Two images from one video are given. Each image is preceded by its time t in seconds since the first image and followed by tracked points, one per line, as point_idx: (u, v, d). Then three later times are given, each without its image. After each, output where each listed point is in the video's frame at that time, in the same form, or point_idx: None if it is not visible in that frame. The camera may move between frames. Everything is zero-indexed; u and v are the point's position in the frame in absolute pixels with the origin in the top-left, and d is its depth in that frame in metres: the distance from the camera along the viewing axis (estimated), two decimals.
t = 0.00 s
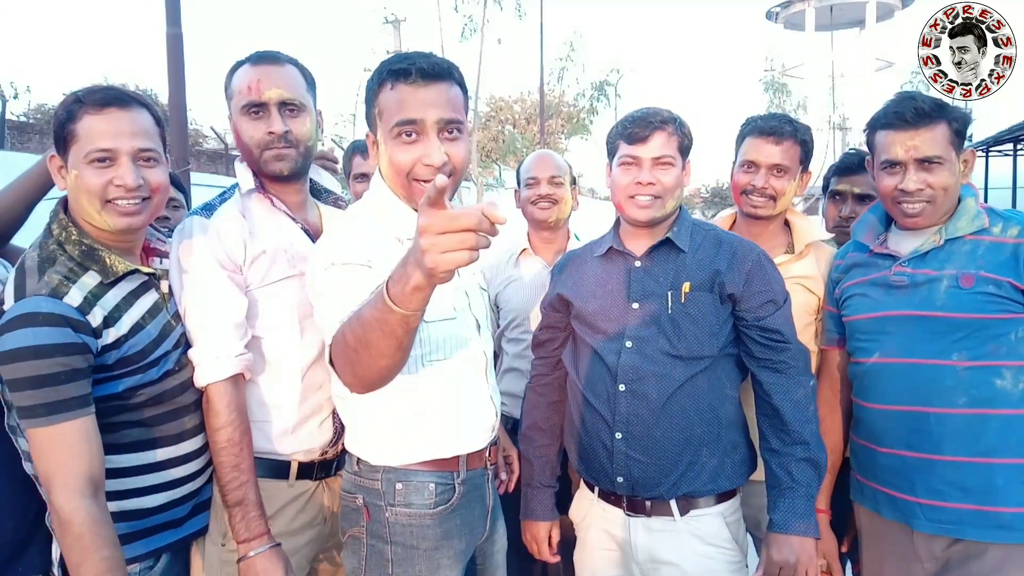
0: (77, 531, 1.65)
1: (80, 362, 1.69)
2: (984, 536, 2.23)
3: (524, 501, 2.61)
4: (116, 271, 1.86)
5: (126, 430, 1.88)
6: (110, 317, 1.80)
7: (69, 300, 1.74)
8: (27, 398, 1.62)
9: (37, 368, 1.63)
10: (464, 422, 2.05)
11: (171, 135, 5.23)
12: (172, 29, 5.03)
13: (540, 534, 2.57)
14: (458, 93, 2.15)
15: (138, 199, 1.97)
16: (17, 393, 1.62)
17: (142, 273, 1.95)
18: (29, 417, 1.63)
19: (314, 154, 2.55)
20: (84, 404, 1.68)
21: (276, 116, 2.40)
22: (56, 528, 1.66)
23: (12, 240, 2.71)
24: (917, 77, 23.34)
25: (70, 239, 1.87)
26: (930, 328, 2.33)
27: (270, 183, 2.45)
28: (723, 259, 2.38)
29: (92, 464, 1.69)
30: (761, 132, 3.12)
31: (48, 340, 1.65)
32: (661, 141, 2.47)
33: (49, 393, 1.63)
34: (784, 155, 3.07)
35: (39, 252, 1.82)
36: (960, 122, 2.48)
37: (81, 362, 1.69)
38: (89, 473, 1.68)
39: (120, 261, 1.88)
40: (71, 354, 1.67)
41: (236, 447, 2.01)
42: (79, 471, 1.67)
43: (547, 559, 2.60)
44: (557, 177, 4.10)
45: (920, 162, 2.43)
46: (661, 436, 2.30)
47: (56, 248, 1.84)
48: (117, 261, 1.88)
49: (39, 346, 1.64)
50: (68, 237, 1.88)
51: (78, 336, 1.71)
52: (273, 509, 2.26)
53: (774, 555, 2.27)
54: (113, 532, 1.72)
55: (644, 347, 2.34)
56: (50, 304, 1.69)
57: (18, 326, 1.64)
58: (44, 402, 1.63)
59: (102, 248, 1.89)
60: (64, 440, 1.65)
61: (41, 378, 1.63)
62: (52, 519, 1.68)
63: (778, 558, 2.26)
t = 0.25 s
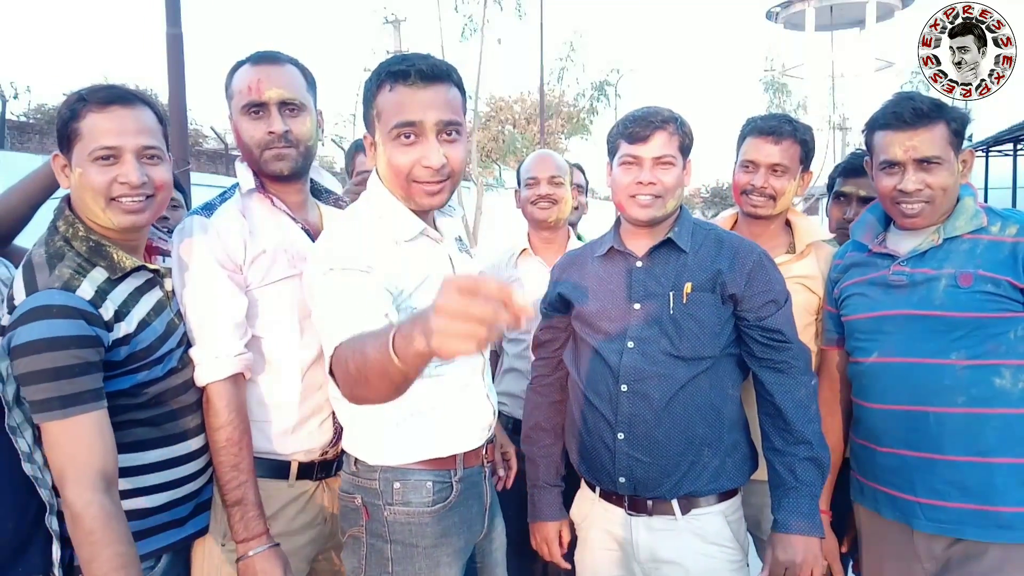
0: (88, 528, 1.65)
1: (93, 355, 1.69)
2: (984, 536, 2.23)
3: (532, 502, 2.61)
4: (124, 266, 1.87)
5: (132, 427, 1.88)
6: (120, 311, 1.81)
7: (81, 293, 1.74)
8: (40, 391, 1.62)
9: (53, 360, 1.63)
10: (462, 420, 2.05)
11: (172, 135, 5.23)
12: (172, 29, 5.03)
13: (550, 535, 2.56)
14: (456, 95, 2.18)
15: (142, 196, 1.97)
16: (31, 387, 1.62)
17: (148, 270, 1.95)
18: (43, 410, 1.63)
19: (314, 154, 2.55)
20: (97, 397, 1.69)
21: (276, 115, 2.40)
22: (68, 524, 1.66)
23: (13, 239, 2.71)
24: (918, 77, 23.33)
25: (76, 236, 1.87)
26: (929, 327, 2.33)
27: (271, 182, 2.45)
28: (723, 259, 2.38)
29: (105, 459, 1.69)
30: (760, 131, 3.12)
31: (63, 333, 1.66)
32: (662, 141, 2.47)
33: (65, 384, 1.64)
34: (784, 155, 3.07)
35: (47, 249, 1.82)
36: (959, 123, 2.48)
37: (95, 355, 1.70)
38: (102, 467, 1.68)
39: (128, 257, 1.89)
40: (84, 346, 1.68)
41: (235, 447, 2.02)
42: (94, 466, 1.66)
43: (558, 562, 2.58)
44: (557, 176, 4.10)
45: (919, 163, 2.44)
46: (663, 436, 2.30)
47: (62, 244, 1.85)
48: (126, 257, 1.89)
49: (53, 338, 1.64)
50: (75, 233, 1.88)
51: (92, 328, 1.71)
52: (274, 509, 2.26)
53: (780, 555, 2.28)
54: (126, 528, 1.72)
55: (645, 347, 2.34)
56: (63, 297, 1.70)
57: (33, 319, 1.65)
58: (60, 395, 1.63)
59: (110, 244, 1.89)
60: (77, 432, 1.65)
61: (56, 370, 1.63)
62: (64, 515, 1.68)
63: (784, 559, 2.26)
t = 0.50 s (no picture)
0: (85, 525, 1.64)
1: (98, 352, 1.69)
2: (984, 535, 2.23)
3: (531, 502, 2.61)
4: (129, 263, 1.87)
5: (135, 426, 1.88)
6: (126, 309, 1.81)
7: (88, 289, 1.74)
8: (45, 387, 1.62)
9: (58, 357, 1.63)
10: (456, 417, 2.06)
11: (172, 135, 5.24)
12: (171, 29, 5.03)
13: (548, 537, 2.56)
14: (464, 101, 2.17)
15: (148, 194, 1.97)
16: (36, 382, 1.62)
17: (153, 267, 1.96)
18: (48, 407, 1.63)
19: (315, 154, 2.55)
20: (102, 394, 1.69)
21: (278, 115, 2.40)
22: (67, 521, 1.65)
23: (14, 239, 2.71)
24: (917, 77, 23.32)
25: (81, 233, 1.87)
26: (928, 326, 2.33)
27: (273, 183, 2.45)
28: (722, 259, 2.38)
29: (106, 456, 1.68)
30: (760, 132, 3.12)
31: (70, 329, 1.66)
32: (662, 142, 2.47)
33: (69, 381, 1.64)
34: (784, 155, 3.07)
35: (53, 246, 1.83)
36: (957, 122, 2.48)
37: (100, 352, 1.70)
38: (104, 464, 1.68)
39: (134, 254, 1.90)
40: (91, 343, 1.68)
41: (239, 447, 2.01)
42: (95, 463, 1.66)
43: (558, 564, 2.57)
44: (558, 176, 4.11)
45: (917, 162, 2.44)
46: (662, 434, 2.30)
47: (68, 242, 1.85)
48: (132, 254, 1.89)
49: (59, 334, 1.64)
50: (81, 230, 1.89)
51: (98, 325, 1.71)
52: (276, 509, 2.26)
53: (775, 552, 2.28)
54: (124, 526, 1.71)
55: (645, 346, 2.34)
56: (70, 294, 1.70)
57: (40, 315, 1.66)
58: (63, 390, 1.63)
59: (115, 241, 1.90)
60: (80, 429, 1.65)
61: (61, 367, 1.63)
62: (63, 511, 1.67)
63: (779, 555, 2.27)
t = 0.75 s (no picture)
0: (70, 522, 1.61)
1: (93, 350, 1.68)
2: (982, 536, 2.23)
3: (528, 501, 2.60)
4: (132, 260, 1.87)
5: (135, 425, 1.89)
6: (127, 306, 1.81)
7: (88, 286, 1.74)
8: (37, 383, 1.61)
9: (51, 354, 1.62)
10: (470, 416, 2.05)
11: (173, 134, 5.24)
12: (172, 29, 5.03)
13: (544, 535, 2.55)
14: (477, 113, 2.22)
15: (153, 190, 1.97)
16: (28, 377, 1.61)
17: (157, 265, 1.97)
18: (37, 402, 1.61)
19: (319, 154, 2.55)
20: (93, 394, 1.67)
21: (281, 115, 2.40)
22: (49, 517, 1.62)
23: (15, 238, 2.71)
24: (918, 77, 23.31)
25: (85, 229, 1.87)
26: (926, 326, 2.33)
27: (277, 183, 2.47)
28: (721, 258, 2.38)
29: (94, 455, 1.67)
30: (761, 132, 3.12)
31: (66, 326, 1.65)
32: (658, 142, 2.48)
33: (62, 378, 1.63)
34: (784, 155, 3.07)
35: (57, 243, 1.83)
36: (956, 123, 2.48)
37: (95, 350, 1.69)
38: (90, 462, 1.66)
39: (136, 250, 1.89)
40: (86, 341, 1.67)
41: (247, 444, 2.00)
42: (80, 461, 1.64)
43: (553, 562, 2.56)
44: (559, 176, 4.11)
45: (915, 162, 2.44)
46: (662, 433, 2.30)
47: (73, 239, 1.85)
48: (134, 251, 1.89)
49: (54, 331, 1.64)
50: (84, 227, 1.89)
51: (96, 323, 1.71)
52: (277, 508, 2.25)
53: (773, 549, 2.28)
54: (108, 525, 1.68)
55: (644, 345, 2.34)
56: (70, 291, 1.70)
57: (38, 311, 1.65)
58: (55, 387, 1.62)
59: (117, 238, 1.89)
60: (68, 426, 1.64)
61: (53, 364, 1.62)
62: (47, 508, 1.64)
63: (777, 552, 2.27)
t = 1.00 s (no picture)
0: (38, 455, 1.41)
1: (60, 317, 1.60)
2: (978, 537, 2.23)
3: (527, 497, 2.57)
4: (123, 258, 1.88)
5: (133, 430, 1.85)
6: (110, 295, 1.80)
7: (69, 269, 1.74)
8: None
9: (17, 310, 1.53)
10: (481, 407, 2.31)
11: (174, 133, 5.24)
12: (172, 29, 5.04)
13: (546, 531, 2.56)
14: (509, 128, 2.55)
15: (153, 187, 1.96)
16: None
17: (153, 264, 1.99)
18: None
19: (326, 157, 2.55)
20: (55, 351, 1.53)
21: (291, 114, 2.41)
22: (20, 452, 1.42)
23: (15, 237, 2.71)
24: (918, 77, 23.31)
25: (79, 226, 1.88)
26: (923, 327, 2.33)
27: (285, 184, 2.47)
28: (720, 257, 2.38)
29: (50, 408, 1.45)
30: (759, 132, 3.12)
31: (37, 291, 1.60)
32: (644, 138, 2.49)
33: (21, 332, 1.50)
34: (782, 155, 3.07)
35: (50, 239, 1.82)
36: (953, 123, 2.48)
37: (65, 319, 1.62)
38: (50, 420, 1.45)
39: (129, 249, 1.91)
40: (55, 308, 1.60)
41: (251, 442, 2.01)
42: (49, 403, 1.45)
43: (554, 557, 2.58)
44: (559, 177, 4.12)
45: (911, 163, 2.44)
46: (661, 430, 2.30)
47: (65, 235, 1.85)
48: (127, 250, 1.91)
49: (26, 295, 1.58)
50: (77, 224, 1.89)
51: (70, 296, 1.67)
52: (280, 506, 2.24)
53: (773, 547, 2.28)
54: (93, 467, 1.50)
55: (643, 343, 2.34)
56: (50, 269, 1.69)
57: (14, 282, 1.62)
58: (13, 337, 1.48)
59: (110, 236, 1.90)
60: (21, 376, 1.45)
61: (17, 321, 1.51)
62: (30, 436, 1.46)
63: (778, 549, 2.26)
